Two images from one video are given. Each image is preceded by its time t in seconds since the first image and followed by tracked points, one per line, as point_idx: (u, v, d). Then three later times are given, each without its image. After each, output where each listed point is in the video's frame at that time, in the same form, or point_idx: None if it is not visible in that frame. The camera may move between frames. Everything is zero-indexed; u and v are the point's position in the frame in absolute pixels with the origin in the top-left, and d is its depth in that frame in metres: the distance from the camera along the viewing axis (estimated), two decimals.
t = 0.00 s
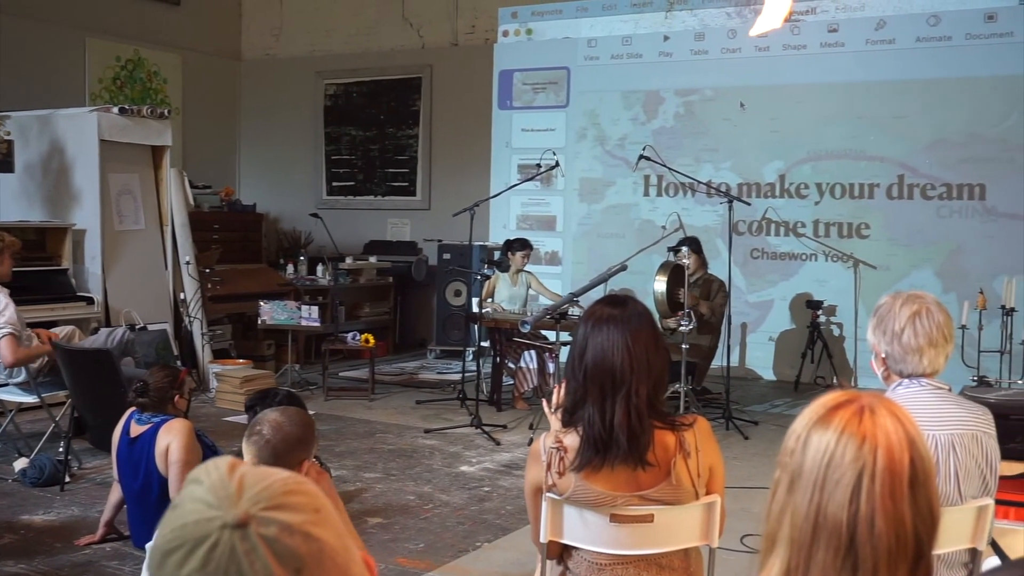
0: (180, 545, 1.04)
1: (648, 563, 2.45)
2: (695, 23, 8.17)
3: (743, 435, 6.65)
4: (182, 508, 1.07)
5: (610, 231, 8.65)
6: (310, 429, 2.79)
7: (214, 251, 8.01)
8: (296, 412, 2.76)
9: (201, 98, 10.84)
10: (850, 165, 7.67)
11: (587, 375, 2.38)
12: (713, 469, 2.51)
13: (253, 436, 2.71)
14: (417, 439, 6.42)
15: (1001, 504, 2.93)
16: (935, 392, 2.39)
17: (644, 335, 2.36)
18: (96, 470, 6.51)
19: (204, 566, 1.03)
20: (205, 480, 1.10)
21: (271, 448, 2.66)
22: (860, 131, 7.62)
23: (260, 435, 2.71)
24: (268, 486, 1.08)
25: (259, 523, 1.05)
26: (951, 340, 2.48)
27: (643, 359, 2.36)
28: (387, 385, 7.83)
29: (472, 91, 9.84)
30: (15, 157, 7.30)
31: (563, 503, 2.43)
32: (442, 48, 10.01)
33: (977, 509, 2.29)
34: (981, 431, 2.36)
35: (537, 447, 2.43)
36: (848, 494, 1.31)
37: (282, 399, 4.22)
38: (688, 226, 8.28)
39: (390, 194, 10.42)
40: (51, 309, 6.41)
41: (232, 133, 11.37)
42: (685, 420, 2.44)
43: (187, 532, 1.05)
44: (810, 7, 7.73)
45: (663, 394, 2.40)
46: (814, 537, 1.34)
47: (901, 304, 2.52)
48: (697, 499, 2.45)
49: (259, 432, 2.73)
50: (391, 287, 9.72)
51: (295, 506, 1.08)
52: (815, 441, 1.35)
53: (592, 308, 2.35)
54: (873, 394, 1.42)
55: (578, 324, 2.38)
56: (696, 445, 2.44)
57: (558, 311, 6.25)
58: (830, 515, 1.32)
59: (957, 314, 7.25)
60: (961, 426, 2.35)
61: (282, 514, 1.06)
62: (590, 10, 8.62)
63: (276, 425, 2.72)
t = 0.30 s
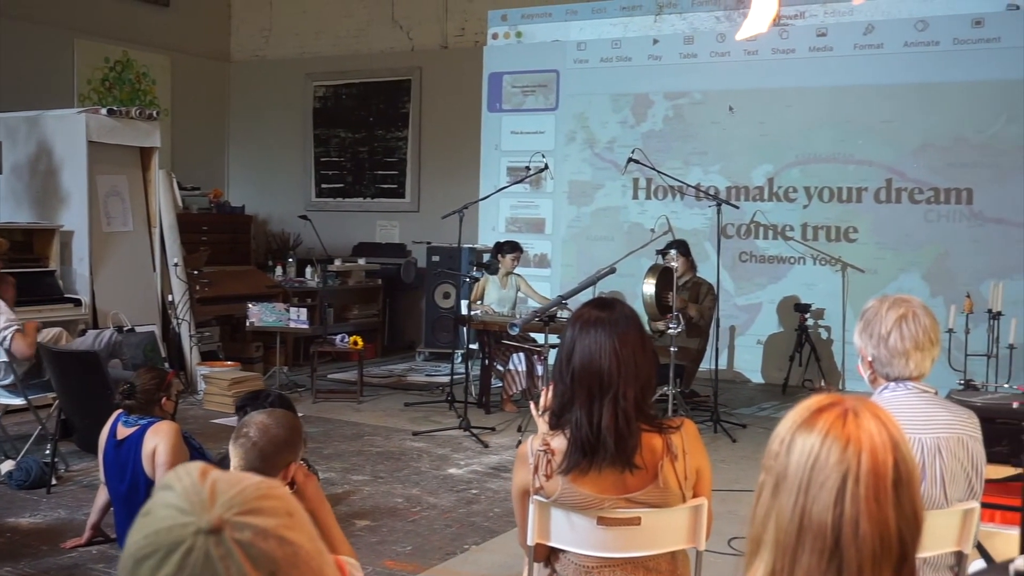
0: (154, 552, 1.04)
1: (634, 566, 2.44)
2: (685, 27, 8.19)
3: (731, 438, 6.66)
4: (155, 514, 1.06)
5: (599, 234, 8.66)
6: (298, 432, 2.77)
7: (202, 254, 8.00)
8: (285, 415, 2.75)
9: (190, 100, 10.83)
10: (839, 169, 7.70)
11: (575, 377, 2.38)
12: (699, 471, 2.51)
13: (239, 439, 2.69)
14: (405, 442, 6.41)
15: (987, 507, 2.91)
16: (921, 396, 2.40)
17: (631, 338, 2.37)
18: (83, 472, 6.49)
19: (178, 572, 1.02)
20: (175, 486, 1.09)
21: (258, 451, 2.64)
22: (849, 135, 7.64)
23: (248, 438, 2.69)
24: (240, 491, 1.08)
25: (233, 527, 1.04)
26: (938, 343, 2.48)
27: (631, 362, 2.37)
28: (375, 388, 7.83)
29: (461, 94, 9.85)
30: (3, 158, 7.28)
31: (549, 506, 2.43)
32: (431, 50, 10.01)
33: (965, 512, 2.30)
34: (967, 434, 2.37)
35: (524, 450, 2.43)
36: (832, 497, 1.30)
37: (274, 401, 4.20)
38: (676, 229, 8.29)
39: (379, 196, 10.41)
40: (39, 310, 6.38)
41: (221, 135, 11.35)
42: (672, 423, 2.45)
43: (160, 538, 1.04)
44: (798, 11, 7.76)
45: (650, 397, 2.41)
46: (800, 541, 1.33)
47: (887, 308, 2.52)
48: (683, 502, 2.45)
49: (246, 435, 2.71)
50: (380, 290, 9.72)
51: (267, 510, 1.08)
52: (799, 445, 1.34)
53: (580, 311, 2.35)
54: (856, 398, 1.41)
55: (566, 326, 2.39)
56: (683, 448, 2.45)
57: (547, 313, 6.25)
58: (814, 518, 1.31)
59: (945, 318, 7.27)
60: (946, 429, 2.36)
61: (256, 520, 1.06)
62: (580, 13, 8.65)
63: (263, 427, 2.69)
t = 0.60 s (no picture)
0: (132, 555, 1.03)
1: (621, 566, 2.43)
2: (673, 28, 8.21)
3: (718, 439, 6.67)
4: (132, 517, 1.05)
5: (586, 235, 8.67)
6: (285, 434, 2.67)
7: (189, 254, 7.97)
8: (271, 416, 2.66)
9: (177, 99, 10.79)
10: (826, 171, 7.72)
11: (562, 379, 2.38)
12: (686, 472, 2.51)
13: (226, 441, 2.59)
14: (392, 443, 6.40)
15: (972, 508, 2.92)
16: (906, 396, 2.40)
17: (618, 339, 2.37)
18: (69, 473, 6.46)
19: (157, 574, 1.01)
20: (152, 489, 1.08)
21: (244, 453, 2.55)
22: (837, 137, 7.67)
23: (233, 439, 2.60)
24: (218, 493, 1.07)
25: (212, 530, 1.04)
26: (924, 345, 2.49)
27: (618, 363, 2.37)
28: (363, 388, 7.82)
29: (450, 94, 9.84)
30: None
31: (536, 506, 2.42)
32: (420, 51, 10.01)
33: (949, 513, 2.30)
34: (952, 435, 2.38)
35: (511, 451, 2.42)
36: (817, 498, 1.30)
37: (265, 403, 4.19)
38: (664, 230, 8.30)
39: (367, 197, 10.40)
40: (24, 310, 6.34)
41: (208, 135, 11.32)
42: (659, 423, 2.45)
43: (138, 541, 1.03)
44: (786, 13, 7.78)
45: (637, 398, 2.41)
46: (784, 542, 1.32)
47: (874, 309, 2.53)
48: (670, 502, 2.45)
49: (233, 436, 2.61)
50: (368, 290, 9.71)
51: (246, 513, 1.08)
52: (784, 445, 1.34)
53: (568, 312, 2.35)
54: (840, 399, 1.41)
55: (553, 327, 2.39)
56: (669, 449, 2.45)
57: (535, 314, 6.25)
58: (799, 519, 1.31)
59: (931, 319, 7.30)
60: (932, 430, 2.37)
61: (235, 522, 1.06)
62: (568, 14, 8.67)
63: (249, 429, 2.60)
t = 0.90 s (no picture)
0: (116, 559, 1.03)
1: (610, 566, 2.42)
2: (661, 29, 8.22)
3: (707, 438, 6.68)
4: (116, 522, 1.05)
5: (576, 235, 8.68)
6: (273, 435, 2.61)
7: (178, 255, 7.95)
8: (259, 417, 2.58)
9: (165, 100, 10.77)
10: (815, 171, 7.74)
11: (550, 380, 2.39)
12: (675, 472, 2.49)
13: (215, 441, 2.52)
14: (382, 443, 6.40)
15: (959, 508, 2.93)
16: (893, 396, 2.41)
17: (605, 339, 2.37)
18: (56, 475, 6.44)
19: None
20: (136, 493, 1.08)
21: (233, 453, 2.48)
22: (825, 137, 7.69)
23: (222, 441, 2.53)
24: (201, 496, 1.07)
25: (195, 533, 1.04)
26: (911, 345, 2.49)
27: (605, 363, 2.38)
28: (352, 389, 7.82)
29: (439, 95, 9.84)
30: None
31: (524, 507, 2.41)
32: (409, 51, 10.01)
33: (936, 512, 2.31)
34: (939, 434, 2.39)
35: (499, 452, 2.42)
36: (803, 497, 1.28)
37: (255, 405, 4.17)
38: (653, 230, 8.31)
39: (356, 197, 10.39)
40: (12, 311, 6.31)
41: (197, 135, 11.30)
42: (647, 424, 2.44)
43: (122, 545, 1.03)
44: (774, 14, 7.80)
45: (625, 398, 2.42)
46: (770, 541, 1.31)
47: (860, 309, 2.53)
48: (659, 502, 2.44)
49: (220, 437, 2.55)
50: (358, 290, 9.71)
51: (230, 516, 1.08)
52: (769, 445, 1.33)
53: (555, 312, 2.36)
54: (826, 399, 1.40)
55: (541, 328, 2.40)
56: (658, 449, 2.43)
57: (524, 315, 6.25)
58: (784, 518, 1.30)
59: (919, 318, 7.33)
60: (919, 430, 2.37)
61: (219, 525, 1.06)
62: (557, 14, 8.70)
63: (237, 430, 2.54)
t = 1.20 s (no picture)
0: (104, 562, 1.02)
1: (600, 567, 2.42)
2: (650, 30, 8.24)
3: (697, 439, 6.69)
4: (104, 525, 1.05)
5: (565, 237, 8.69)
6: (262, 437, 2.59)
7: (167, 257, 7.93)
8: (248, 420, 2.57)
9: (154, 102, 10.75)
10: (805, 171, 7.76)
11: (539, 380, 2.39)
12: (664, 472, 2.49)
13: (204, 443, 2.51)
14: (372, 445, 6.39)
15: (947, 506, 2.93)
16: (881, 396, 2.41)
17: (594, 340, 2.37)
18: (45, 478, 6.42)
19: None
20: (123, 496, 1.07)
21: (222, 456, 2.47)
22: (815, 137, 7.71)
23: (211, 443, 2.52)
24: (189, 499, 1.07)
25: (182, 536, 1.04)
26: (898, 344, 2.49)
27: (594, 364, 2.38)
28: (342, 391, 7.81)
29: (428, 96, 9.85)
30: None
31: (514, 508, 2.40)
32: (398, 52, 10.01)
33: (924, 511, 2.32)
34: (926, 434, 2.40)
35: (488, 453, 2.41)
36: (788, 498, 1.25)
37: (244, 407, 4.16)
38: (643, 231, 8.32)
39: (346, 199, 10.39)
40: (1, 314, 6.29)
41: (187, 137, 11.28)
42: (636, 425, 2.44)
43: (110, 548, 1.03)
44: (763, 15, 7.82)
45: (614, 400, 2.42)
46: (756, 542, 1.27)
47: (848, 309, 2.53)
48: (648, 503, 2.43)
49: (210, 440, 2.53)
50: (348, 292, 9.71)
51: (218, 519, 1.08)
52: (755, 446, 1.29)
53: (544, 314, 2.36)
54: (812, 399, 1.37)
55: (531, 329, 2.40)
56: (647, 450, 2.43)
57: (514, 316, 6.24)
58: (770, 519, 1.26)
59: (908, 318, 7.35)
60: (906, 429, 2.38)
61: (206, 528, 1.06)
62: (546, 16, 8.71)
63: (227, 433, 2.52)
